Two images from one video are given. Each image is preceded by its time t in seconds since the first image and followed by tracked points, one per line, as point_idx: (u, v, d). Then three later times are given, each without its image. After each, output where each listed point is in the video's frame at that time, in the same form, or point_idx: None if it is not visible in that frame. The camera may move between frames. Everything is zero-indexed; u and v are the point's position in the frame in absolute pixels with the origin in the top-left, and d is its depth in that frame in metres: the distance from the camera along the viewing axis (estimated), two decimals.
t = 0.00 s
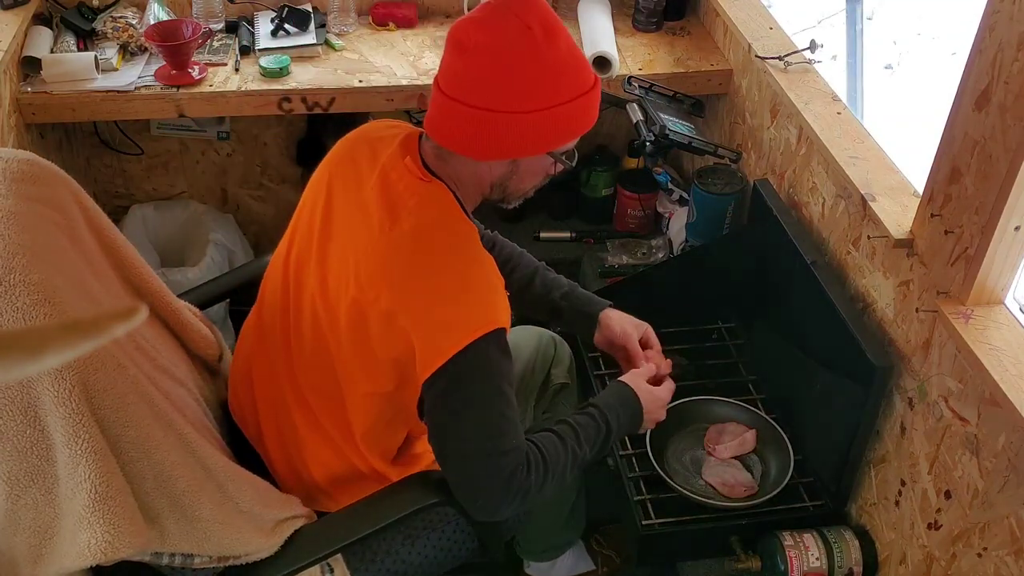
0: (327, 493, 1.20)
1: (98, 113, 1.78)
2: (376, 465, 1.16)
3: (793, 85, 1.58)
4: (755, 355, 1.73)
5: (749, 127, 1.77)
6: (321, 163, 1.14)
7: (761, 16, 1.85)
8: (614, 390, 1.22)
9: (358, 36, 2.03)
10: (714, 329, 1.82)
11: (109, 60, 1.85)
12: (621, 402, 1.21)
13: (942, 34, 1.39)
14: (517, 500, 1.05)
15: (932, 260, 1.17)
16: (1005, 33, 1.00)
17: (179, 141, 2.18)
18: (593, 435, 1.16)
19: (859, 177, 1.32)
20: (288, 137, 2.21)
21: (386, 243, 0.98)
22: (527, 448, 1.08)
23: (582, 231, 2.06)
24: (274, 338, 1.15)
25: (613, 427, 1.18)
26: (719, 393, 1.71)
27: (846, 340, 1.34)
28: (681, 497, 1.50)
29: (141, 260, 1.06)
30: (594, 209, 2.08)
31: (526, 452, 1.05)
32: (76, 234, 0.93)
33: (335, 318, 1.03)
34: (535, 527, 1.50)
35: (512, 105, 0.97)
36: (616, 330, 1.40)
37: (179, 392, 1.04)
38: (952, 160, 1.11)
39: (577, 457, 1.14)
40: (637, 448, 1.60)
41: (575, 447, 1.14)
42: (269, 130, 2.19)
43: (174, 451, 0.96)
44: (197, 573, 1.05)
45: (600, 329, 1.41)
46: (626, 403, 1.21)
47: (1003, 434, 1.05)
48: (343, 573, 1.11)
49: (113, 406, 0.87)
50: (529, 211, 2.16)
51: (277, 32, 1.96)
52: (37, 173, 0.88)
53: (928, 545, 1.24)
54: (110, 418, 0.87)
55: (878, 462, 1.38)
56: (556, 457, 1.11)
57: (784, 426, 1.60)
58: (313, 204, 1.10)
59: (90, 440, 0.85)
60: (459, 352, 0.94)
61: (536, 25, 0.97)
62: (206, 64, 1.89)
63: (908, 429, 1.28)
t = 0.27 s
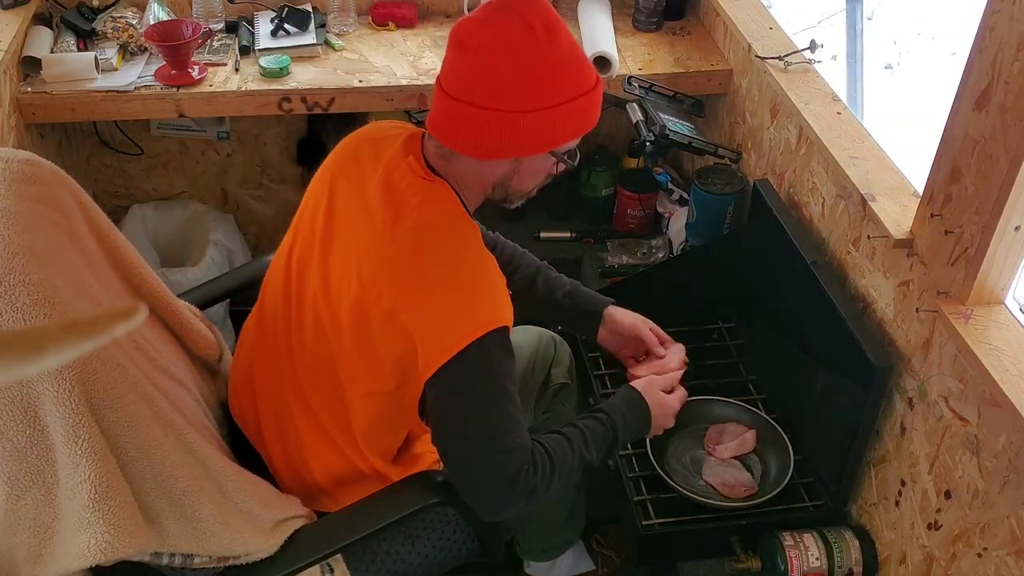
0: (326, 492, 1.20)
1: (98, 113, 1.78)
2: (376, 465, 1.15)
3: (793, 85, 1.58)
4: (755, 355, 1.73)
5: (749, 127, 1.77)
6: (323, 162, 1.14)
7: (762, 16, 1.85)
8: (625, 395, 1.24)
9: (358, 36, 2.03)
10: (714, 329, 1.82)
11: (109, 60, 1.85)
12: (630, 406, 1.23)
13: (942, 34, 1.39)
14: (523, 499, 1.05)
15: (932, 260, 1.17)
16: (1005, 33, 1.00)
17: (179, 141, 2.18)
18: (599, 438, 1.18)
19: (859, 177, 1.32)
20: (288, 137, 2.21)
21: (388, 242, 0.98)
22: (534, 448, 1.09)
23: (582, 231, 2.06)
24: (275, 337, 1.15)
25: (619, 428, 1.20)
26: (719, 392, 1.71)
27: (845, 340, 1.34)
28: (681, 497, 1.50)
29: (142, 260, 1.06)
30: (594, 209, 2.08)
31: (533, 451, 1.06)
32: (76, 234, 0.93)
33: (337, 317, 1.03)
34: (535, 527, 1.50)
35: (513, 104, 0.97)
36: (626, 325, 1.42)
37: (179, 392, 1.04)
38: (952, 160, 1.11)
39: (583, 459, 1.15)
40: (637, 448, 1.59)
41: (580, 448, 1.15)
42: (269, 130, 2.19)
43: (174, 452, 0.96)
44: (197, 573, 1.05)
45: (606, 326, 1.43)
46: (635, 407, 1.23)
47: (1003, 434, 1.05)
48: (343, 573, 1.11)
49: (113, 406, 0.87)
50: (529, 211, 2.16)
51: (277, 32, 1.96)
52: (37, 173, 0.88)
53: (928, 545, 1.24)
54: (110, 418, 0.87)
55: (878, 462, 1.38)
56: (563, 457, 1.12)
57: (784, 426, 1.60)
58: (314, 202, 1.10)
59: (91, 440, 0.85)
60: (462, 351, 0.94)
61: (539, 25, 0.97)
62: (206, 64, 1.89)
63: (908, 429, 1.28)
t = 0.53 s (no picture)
0: (326, 492, 1.20)
1: (97, 113, 1.78)
2: (376, 465, 1.15)
3: (793, 85, 1.58)
4: (755, 355, 1.73)
5: (749, 126, 1.77)
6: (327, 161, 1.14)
7: (762, 16, 1.85)
8: (642, 398, 1.25)
9: (357, 36, 2.03)
10: (714, 329, 1.82)
11: (109, 60, 1.84)
12: (646, 409, 1.24)
13: (943, 34, 1.39)
14: (531, 498, 1.05)
15: (932, 260, 1.17)
16: (1006, 33, 0.99)
17: (179, 141, 2.18)
18: (612, 440, 1.18)
19: (860, 178, 1.32)
20: (287, 138, 2.21)
21: (392, 239, 0.98)
22: (543, 447, 1.09)
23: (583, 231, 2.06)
24: (278, 335, 1.15)
25: (633, 429, 1.21)
26: (719, 392, 1.71)
27: (846, 340, 1.34)
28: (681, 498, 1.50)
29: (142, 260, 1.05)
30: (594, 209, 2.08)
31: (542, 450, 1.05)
32: (76, 234, 0.93)
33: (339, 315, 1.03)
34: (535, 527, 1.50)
35: (515, 103, 0.97)
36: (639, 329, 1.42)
37: (178, 392, 1.04)
38: (952, 161, 1.11)
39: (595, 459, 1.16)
40: (637, 448, 1.59)
41: (592, 450, 1.16)
42: (269, 130, 2.19)
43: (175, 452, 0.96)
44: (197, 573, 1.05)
45: (623, 333, 1.43)
46: (651, 409, 1.24)
47: (1004, 434, 1.05)
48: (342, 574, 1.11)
49: (113, 406, 0.86)
50: (528, 211, 2.16)
51: (277, 31, 1.96)
52: (37, 173, 0.88)
53: (928, 545, 1.24)
54: (110, 418, 0.87)
55: (878, 463, 1.38)
56: (574, 456, 1.12)
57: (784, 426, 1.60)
58: (318, 200, 1.10)
59: (91, 440, 0.85)
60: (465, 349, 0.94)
61: (541, 24, 0.97)
62: (205, 64, 1.88)
63: (908, 429, 1.28)
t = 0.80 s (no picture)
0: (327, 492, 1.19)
1: (97, 113, 1.78)
2: (377, 464, 1.15)
3: (793, 85, 1.58)
4: (755, 355, 1.73)
5: (749, 126, 1.77)
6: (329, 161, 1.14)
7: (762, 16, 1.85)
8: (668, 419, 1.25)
9: (357, 36, 2.03)
10: (714, 329, 1.82)
11: (109, 60, 1.84)
12: (670, 427, 1.23)
13: (942, 34, 1.39)
14: (539, 498, 1.05)
15: (932, 260, 1.17)
16: (1006, 33, 0.99)
17: (179, 141, 2.18)
18: (634, 454, 1.18)
19: (859, 178, 1.32)
20: (287, 137, 2.21)
21: (396, 236, 0.98)
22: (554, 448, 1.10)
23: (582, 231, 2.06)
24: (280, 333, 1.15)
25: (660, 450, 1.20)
26: (719, 392, 1.71)
27: (846, 340, 1.34)
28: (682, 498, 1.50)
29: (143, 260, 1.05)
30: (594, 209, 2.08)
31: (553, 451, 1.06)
32: (77, 234, 0.93)
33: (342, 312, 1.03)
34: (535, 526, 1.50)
35: (518, 101, 0.97)
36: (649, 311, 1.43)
37: (179, 392, 1.04)
38: (952, 161, 1.11)
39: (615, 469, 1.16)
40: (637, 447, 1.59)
41: (610, 459, 1.15)
42: (269, 130, 2.19)
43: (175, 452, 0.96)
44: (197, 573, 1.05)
45: (633, 313, 1.43)
46: (674, 428, 1.23)
47: (1003, 434, 1.05)
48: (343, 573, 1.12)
49: (114, 405, 0.86)
50: (528, 211, 2.16)
51: (277, 31, 1.96)
52: (37, 173, 0.88)
53: (928, 545, 1.24)
54: (110, 417, 0.87)
55: (878, 463, 1.38)
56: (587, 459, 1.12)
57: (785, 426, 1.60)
58: (321, 199, 1.10)
59: (91, 440, 0.85)
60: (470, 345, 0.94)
61: (546, 23, 0.97)
62: (205, 63, 1.88)
63: (908, 429, 1.28)
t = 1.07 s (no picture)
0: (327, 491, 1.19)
1: (97, 113, 1.78)
2: (378, 463, 1.15)
3: (793, 85, 1.58)
4: (755, 355, 1.73)
5: (749, 126, 1.77)
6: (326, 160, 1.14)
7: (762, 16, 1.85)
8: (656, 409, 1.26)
9: (357, 36, 2.03)
10: (714, 328, 1.82)
11: (109, 60, 1.84)
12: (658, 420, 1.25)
13: (942, 33, 1.39)
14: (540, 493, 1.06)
15: (932, 260, 1.17)
16: (1006, 33, 0.99)
17: (179, 141, 2.18)
18: (627, 445, 1.19)
19: (859, 177, 1.32)
20: (287, 137, 2.21)
21: (395, 236, 0.98)
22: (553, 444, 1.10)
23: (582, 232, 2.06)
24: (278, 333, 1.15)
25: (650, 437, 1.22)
26: (719, 392, 1.71)
27: (846, 340, 1.34)
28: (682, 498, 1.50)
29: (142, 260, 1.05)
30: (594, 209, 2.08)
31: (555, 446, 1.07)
32: (77, 234, 0.93)
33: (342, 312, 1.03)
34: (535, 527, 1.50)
35: (515, 99, 0.97)
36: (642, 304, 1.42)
37: (179, 392, 1.04)
38: (952, 160, 1.11)
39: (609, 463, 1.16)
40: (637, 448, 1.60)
41: (606, 452, 1.16)
42: (269, 130, 2.19)
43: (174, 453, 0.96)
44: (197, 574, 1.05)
45: (624, 305, 1.43)
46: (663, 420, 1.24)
47: (1004, 434, 1.05)
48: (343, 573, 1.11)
49: (114, 405, 0.86)
50: (528, 211, 2.16)
51: (277, 31, 1.96)
52: (37, 173, 0.88)
53: (928, 545, 1.24)
54: (110, 417, 0.87)
55: (878, 463, 1.38)
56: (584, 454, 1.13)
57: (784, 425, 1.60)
58: (319, 198, 1.10)
59: (92, 440, 0.85)
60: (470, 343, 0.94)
61: (542, 21, 0.97)
62: (205, 64, 1.88)
63: (908, 429, 1.28)
